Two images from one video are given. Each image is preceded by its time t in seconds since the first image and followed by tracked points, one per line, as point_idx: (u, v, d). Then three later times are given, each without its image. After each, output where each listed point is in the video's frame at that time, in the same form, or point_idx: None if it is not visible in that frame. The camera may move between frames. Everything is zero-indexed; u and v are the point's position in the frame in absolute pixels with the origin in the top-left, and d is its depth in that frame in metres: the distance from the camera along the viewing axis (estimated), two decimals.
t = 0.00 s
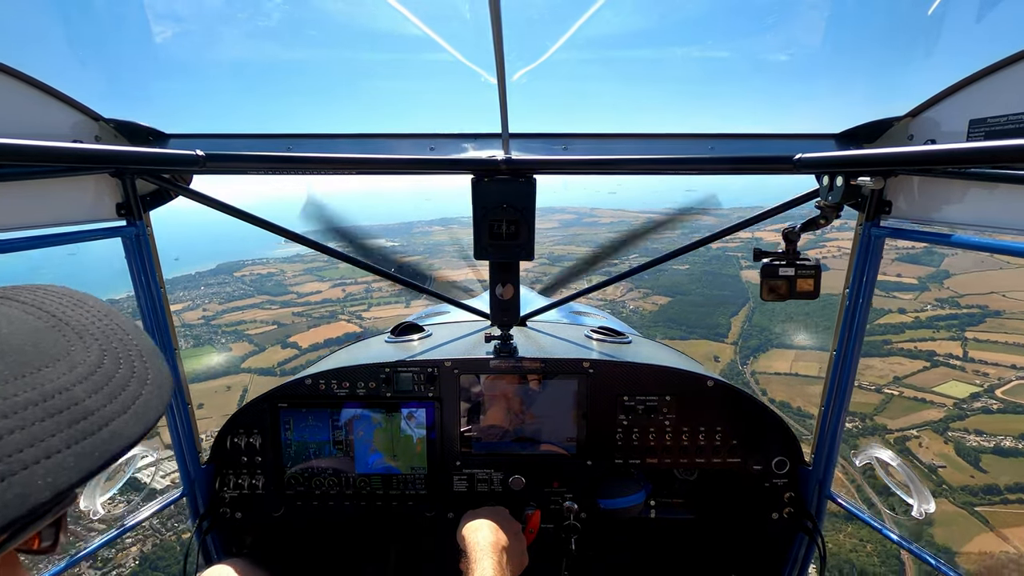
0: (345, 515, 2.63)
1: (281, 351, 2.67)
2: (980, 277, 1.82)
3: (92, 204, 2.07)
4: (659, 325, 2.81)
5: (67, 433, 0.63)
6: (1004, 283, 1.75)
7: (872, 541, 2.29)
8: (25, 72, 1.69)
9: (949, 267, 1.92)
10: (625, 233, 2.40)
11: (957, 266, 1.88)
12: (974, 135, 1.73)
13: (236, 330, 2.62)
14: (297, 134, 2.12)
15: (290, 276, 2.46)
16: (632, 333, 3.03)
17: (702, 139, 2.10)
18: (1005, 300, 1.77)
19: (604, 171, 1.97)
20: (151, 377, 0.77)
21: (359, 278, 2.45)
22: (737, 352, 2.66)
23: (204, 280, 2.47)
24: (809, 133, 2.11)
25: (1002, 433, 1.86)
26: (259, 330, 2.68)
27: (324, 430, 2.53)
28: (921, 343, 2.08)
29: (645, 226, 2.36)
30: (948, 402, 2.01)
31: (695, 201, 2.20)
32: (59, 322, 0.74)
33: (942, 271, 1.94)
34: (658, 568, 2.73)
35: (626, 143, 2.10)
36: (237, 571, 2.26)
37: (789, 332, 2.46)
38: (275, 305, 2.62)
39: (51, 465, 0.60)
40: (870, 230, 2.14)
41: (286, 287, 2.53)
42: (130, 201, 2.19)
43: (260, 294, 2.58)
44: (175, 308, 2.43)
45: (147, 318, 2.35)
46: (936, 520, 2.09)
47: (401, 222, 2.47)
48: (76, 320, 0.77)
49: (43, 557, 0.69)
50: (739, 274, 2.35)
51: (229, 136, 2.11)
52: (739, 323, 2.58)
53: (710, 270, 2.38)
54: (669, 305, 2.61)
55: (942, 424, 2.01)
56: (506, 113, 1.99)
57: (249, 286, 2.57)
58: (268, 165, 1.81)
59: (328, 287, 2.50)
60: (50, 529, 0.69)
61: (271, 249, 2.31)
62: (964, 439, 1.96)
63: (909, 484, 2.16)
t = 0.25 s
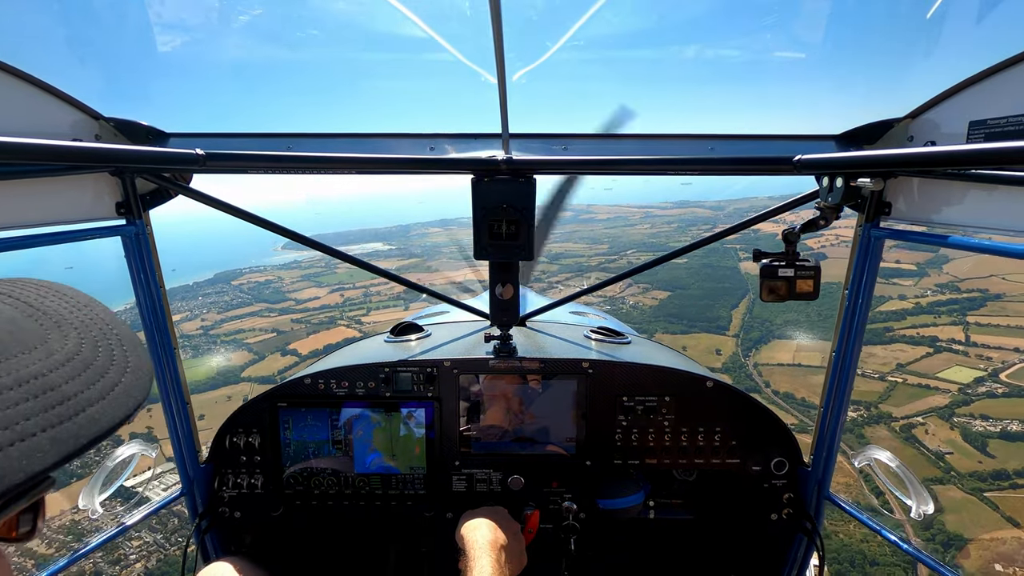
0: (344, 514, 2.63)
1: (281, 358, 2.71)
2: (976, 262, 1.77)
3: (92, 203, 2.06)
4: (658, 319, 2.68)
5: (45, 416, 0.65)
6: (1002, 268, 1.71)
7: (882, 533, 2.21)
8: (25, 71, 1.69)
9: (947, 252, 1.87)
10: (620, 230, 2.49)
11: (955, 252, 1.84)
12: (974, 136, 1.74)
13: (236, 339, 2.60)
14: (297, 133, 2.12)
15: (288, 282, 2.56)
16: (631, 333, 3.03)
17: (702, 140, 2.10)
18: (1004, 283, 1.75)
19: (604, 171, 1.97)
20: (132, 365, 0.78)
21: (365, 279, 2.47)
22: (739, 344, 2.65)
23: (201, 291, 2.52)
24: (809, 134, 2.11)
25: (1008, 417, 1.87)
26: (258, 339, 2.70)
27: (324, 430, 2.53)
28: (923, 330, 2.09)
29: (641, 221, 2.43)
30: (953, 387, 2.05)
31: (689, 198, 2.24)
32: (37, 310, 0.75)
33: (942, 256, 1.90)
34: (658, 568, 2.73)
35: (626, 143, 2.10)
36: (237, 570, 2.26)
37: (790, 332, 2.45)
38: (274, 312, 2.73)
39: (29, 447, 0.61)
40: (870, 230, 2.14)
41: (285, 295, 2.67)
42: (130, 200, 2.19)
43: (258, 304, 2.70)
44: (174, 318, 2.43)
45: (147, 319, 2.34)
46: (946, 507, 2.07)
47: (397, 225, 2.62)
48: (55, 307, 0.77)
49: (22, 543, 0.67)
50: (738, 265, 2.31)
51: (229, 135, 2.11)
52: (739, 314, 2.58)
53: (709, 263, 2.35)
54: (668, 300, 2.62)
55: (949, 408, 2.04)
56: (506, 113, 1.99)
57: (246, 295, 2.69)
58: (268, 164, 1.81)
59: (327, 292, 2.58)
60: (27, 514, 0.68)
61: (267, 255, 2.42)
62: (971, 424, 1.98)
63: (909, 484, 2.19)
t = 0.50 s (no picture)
0: (344, 515, 2.63)
1: (276, 361, 2.69)
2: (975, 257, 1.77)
3: (92, 204, 2.06)
4: (658, 321, 2.67)
5: (107, 443, 0.63)
6: (1000, 266, 1.72)
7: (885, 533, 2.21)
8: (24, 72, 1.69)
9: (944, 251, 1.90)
10: (620, 232, 2.44)
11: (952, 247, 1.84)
12: (974, 136, 1.74)
13: (231, 342, 2.60)
14: (297, 134, 2.12)
15: (284, 285, 2.55)
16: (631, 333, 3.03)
17: (702, 139, 2.10)
18: (1002, 281, 1.75)
19: (604, 171, 1.97)
20: (186, 385, 0.75)
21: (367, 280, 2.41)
22: (738, 344, 2.62)
23: (195, 293, 2.48)
24: (809, 134, 2.11)
25: (1008, 416, 1.87)
26: (254, 342, 2.73)
27: (324, 430, 2.53)
28: (922, 328, 2.08)
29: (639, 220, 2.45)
30: (953, 386, 2.01)
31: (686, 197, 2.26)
32: (97, 326, 0.72)
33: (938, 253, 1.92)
34: (658, 568, 2.73)
35: (626, 143, 2.10)
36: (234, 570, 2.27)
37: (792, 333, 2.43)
38: (270, 315, 2.71)
39: (93, 477, 0.59)
40: (870, 230, 2.14)
41: (282, 297, 2.65)
42: (130, 200, 2.19)
43: (254, 305, 2.68)
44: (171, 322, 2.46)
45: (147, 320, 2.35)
46: (947, 508, 2.07)
47: (394, 227, 2.51)
48: (112, 321, 0.75)
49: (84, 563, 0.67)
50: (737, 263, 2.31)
51: (230, 136, 2.11)
52: (737, 314, 2.56)
53: (707, 263, 2.34)
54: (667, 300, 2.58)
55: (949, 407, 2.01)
56: (506, 113, 1.99)
57: (244, 297, 2.63)
58: (268, 165, 1.81)
59: (323, 294, 2.57)
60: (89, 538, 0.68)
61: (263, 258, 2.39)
62: (972, 423, 1.96)
63: (909, 484, 2.19)
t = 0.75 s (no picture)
0: (344, 515, 2.63)
1: (270, 360, 2.65)
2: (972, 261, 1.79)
3: (92, 204, 2.06)
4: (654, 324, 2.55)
5: (98, 448, 0.58)
6: (996, 271, 1.75)
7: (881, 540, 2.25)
8: (24, 72, 1.69)
9: (940, 254, 1.92)
10: (614, 232, 2.54)
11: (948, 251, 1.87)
12: (974, 135, 1.73)
13: (225, 340, 2.56)
14: (297, 134, 2.12)
15: (279, 283, 2.55)
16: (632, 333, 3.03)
17: (702, 139, 2.10)
18: (996, 286, 1.77)
19: (603, 171, 1.97)
20: (182, 387, 0.72)
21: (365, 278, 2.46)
22: (735, 348, 2.53)
23: (191, 290, 2.51)
24: (809, 133, 2.11)
25: (1004, 423, 1.87)
26: (248, 340, 2.66)
27: (324, 430, 2.53)
28: (918, 334, 2.10)
29: (635, 222, 2.46)
30: (949, 391, 2.03)
31: (683, 199, 2.24)
32: (88, 329, 0.69)
33: (934, 259, 1.94)
34: (659, 568, 2.73)
35: (626, 143, 2.10)
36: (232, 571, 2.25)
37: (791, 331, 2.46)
38: (264, 314, 2.62)
39: (80, 486, 0.54)
40: (870, 230, 2.14)
41: (276, 295, 2.61)
42: (130, 201, 2.19)
43: (247, 305, 2.59)
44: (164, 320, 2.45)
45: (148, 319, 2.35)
46: (944, 514, 2.08)
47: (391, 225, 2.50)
48: (106, 324, 0.72)
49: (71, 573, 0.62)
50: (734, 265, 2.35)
51: (230, 136, 2.11)
52: (734, 318, 2.52)
53: (702, 266, 2.37)
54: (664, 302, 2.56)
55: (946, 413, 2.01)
56: (506, 113, 1.99)
57: (238, 295, 2.61)
58: (268, 164, 1.81)
59: (318, 293, 2.56)
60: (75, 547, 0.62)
61: (259, 256, 2.43)
62: (967, 428, 1.96)
63: (909, 484, 2.19)
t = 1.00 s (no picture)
0: (344, 514, 2.63)
1: (265, 365, 2.54)
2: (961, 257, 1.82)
3: (92, 203, 2.07)
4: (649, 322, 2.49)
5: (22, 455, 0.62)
6: (990, 264, 1.73)
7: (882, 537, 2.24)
8: (24, 71, 1.69)
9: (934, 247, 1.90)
10: (608, 230, 2.47)
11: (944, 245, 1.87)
12: (974, 136, 1.74)
13: (219, 344, 2.50)
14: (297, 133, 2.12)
15: (274, 285, 2.49)
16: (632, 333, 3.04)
17: (702, 140, 2.10)
18: (992, 279, 1.76)
19: (603, 171, 1.97)
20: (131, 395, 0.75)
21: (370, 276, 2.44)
22: (732, 344, 2.50)
23: (185, 296, 2.43)
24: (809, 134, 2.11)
25: (1003, 415, 1.87)
26: (242, 345, 2.50)
27: (324, 430, 2.53)
28: (915, 327, 2.07)
29: (629, 220, 2.41)
30: (947, 384, 2.01)
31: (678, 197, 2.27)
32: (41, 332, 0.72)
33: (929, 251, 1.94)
34: (659, 568, 2.73)
35: (626, 143, 2.10)
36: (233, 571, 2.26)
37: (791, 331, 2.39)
38: (259, 318, 2.54)
39: None
40: (870, 230, 2.14)
41: (271, 298, 2.55)
42: (130, 200, 2.19)
43: (242, 308, 2.52)
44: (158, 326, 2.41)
45: (148, 320, 2.35)
46: (945, 509, 2.08)
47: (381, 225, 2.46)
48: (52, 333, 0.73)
49: None
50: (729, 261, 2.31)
51: (230, 136, 2.11)
52: (729, 313, 2.46)
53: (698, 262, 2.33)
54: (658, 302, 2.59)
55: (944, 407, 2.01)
56: (506, 113, 1.99)
57: (231, 299, 2.51)
58: (268, 164, 1.81)
59: (313, 295, 2.53)
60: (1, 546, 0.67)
61: (252, 258, 2.40)
62: (966, 422, 1.97)
63: (909, 484, 2.19)
